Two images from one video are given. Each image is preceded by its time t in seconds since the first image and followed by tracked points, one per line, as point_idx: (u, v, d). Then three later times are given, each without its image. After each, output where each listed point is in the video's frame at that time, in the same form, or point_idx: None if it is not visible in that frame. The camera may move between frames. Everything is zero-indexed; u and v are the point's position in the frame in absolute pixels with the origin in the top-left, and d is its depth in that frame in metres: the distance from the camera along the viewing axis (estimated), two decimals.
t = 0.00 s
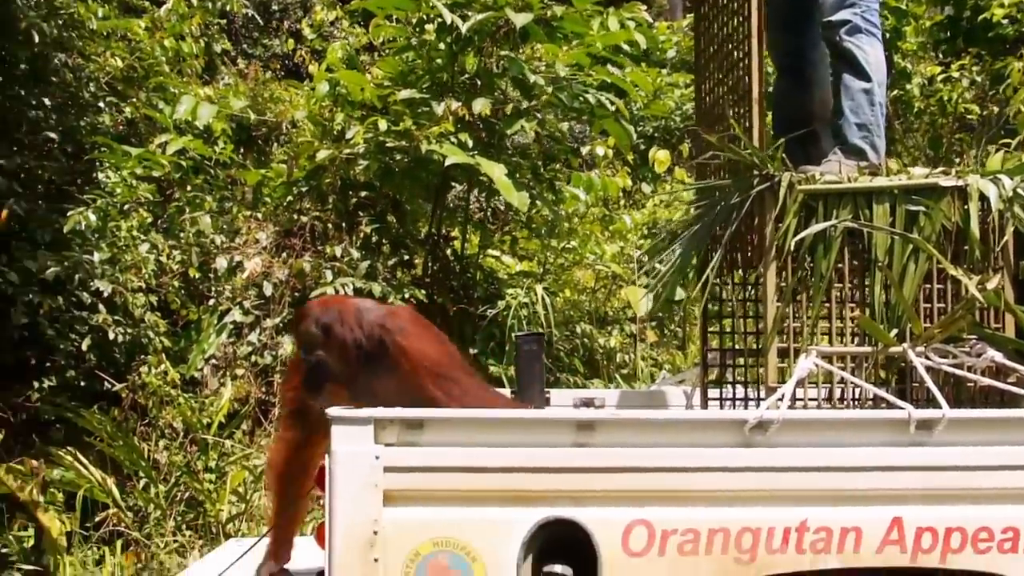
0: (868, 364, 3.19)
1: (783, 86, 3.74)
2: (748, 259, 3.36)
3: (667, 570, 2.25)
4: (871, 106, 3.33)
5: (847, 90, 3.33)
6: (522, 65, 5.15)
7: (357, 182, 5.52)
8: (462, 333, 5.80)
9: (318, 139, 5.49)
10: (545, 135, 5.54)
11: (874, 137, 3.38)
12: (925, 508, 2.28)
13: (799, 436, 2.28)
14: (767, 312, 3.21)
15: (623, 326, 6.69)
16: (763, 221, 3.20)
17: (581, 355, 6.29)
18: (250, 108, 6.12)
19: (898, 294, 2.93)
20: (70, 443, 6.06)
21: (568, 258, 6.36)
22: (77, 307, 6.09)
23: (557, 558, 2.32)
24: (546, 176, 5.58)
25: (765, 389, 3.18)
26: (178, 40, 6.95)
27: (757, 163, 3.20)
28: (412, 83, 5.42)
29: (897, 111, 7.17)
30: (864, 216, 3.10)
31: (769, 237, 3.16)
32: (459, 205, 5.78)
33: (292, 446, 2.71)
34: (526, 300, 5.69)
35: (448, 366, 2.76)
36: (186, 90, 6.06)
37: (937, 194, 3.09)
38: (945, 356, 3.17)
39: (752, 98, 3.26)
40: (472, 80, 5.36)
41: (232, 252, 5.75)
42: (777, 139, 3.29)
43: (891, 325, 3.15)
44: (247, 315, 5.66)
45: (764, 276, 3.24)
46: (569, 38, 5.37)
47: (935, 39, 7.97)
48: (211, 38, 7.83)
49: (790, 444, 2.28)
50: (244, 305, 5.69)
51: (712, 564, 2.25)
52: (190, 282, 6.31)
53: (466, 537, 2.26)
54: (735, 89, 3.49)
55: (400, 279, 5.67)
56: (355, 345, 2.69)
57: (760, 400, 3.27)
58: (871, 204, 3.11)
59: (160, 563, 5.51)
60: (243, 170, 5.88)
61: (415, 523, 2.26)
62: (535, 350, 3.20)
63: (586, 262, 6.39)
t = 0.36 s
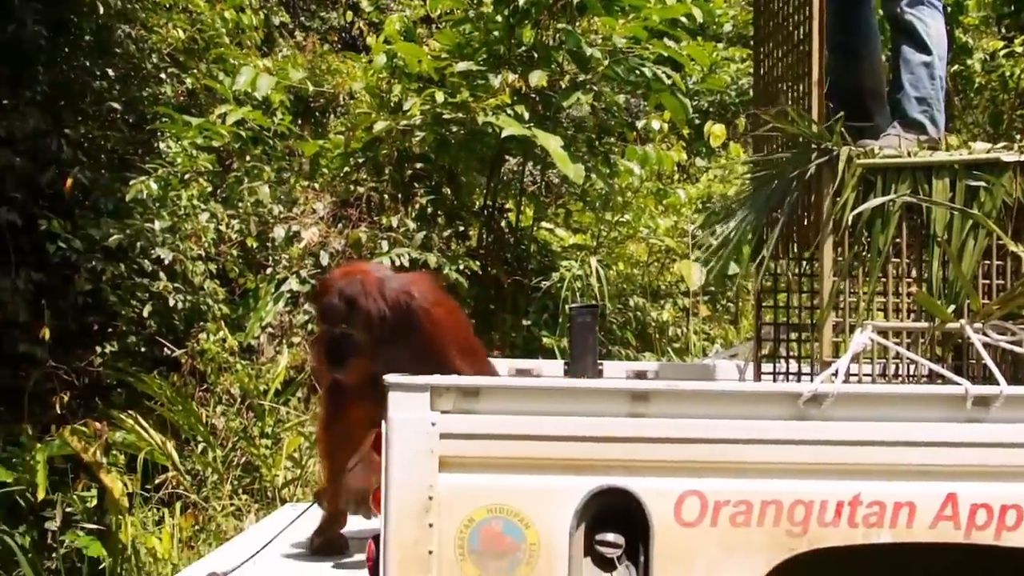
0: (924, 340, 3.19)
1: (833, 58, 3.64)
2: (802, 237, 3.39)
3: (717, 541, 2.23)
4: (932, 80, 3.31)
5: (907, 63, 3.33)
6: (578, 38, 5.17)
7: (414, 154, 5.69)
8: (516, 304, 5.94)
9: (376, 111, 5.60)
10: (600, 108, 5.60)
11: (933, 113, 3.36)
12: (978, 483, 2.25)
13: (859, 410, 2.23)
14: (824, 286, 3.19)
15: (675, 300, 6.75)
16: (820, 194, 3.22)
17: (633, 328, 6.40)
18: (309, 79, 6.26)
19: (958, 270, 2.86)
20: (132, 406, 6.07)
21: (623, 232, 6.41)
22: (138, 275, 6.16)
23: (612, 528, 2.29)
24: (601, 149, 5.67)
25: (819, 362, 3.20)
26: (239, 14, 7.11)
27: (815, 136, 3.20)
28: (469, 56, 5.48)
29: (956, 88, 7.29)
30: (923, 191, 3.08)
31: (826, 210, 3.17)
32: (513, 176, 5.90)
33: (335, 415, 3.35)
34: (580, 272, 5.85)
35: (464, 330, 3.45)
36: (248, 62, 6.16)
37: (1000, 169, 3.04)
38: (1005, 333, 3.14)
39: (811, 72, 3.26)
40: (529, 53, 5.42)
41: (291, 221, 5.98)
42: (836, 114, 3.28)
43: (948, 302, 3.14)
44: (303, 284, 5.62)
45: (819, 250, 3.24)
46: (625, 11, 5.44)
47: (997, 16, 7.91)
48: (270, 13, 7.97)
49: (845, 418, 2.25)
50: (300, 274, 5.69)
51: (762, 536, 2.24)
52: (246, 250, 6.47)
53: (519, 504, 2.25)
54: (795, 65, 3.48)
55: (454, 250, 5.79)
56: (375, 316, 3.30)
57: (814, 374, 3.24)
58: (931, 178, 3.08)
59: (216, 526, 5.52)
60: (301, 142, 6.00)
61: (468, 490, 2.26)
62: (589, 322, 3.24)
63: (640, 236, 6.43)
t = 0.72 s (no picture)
0: (946, 314, 3.34)
1: (876, 37, 3.63)
2: (831, 210, 3.55)
3: (746, 499, 2.52)
4: (962, 63, 3.44)
5: (939, 46, 3.45)
6: (618, 21, 5.35)
7: (459, 130, 5.79)
8: (555, 274, 6.20)
9: (424, 89, 5.79)
10: (636, 89, 5.74)
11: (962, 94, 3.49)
12: (992, 450, 2.52)
13: (881, 376, 2.53)
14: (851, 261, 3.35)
15: (707, 273, 6.91)
16: (850, 171, 3.37)
17: (667, 299, 6.59)
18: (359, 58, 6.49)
19: (982, 245, 2.99)
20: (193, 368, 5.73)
21: (657, 207, 6.69)
22: (198, 243, 5.99)
23: (644, 485, 2.60)
24: (638, 128, 5.86)
25: (845, 332, 3.35)
26: None
27: (847, 116, 3.35)
28: (515, 38, 5.66)
29: (982, 72, 7.42)
30: (950, 168, 3.20)
31: (856, 184, 3.30)
32: (553, 154, 6.01)
33: (351, 374, 3.79)
34: (617, 245, 6.07)
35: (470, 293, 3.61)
36: (302, 42, 6.37)
37: None
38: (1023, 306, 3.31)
39: (844, 54, 3.41)
40: (571, 35, 5.57)
41: (342, 194, 6.19)
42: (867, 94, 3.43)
43: (972, 276, 3.26)
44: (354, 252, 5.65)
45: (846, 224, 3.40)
46: None
47: None
48: None
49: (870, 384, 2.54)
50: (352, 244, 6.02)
51: (790, 495, 2.52)
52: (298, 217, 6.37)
53: (558, 462, 2.55)
54: (827, 49, 3.64)
55: (497, 221, 6.07)
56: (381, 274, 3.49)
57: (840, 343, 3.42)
58: (958, 156, 3.20)
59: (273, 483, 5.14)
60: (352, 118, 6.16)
61: (510, 446, 2.57)
62: (626, 293, 3.37)
63: (674, 211, 6.67)
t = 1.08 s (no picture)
0: (970, 288, 3.47)
1: (902, 23, 3.75)
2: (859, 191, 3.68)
3: (773, 464, 2.70)
4: (986, 47, 3.57)
5: (964, 30, 3.58)
6: (655, 7, 5.50)
7: (501, 112, 6.06)
8: (591, 249, 6.38)
9: (468, 72, 5.93)
10: (671, 73, 5.89)
11: (986, 77, 3.63)
12: (1011, 420, 2.67)
13: (909, 347, 2.67)
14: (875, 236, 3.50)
15: (737, 249, 7.04)
16: (878, 150, 3.49)
17: (698, 275, 6.71)
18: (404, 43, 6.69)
19: (1003, 222, 3.12)
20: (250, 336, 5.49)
21: (689, 186, 6.89)
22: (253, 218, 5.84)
23: (678, 449, 2.78)
24: (673, 110, 5.99)
25: (871, 306, 3.49)
26: None
27: (875, 99, 3.47)
28: (555, 23, 5.80)
29: (1007, 58, 7.54)
30: (974, 149, 3.32)
31: (883, 165, 3.44)
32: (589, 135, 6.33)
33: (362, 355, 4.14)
34: (651, 222, 6.23)
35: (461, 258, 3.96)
36: (350, 26, 6.57)
37: None
38: None
39: (874, 39, 3.53)
40: (609, 20, 5.76)
41: (390, 170, 6.26)
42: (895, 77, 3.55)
43: (993, 252, 3.38)
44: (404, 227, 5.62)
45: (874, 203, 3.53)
46: None
47: None
48: None
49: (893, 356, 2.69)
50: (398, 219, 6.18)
51: (815, 461, 2.69)
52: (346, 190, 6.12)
53: (594, 426, 2.73)
54: (857, 36, 3.76)
55: (537, 199, 6.27)
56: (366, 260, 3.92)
57: (864, 316, 3.57)
58: (982, 138, 3.33)
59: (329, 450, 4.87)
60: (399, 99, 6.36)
61: (548, 411, 2.75)
62: (660, 266, 3.54)
63: (706, 190, 6.94)
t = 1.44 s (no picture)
0: (1007, 267, 3.49)
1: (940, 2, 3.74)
2: (899, 174, 3.68)
3: (808, 438, 2.75)
4: None
5: (1004, 7, 3.56)
6: None
7: (539, 89, 6.26)
8: (627, 225, 6.52)
9: (508, 49, 6.10)
10: (711, 52, 5.91)
11: None
12: None
13: (945, 325, 2.71)
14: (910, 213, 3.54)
15: (772, 228, 7.03)
16: (917, 127, 3.50)
17: (733, 252, 6.79)
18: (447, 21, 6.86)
19: None
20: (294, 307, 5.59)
21: (725, 164, 6.96)
22: (296, 191, 5.73)
23: (712, 422, 2.83)
24: (710, 89, 6.00)
25: (907, 283, 3.50)
26: None
27: (916, 77, 3.47)
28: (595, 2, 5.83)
29: None
30: (1013, 128, 3.34)
31: (922, 141, 3.45)
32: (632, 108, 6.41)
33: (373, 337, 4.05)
34: (687, 199, 6.38)
35: (459, 225, 3.91)
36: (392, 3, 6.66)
37: None
38: None
39: (916, 17, 3.52)
40: None
41: (431, 146, 6.49)
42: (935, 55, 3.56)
43: None
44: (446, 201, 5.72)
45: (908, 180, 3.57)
46: None
47: None
48: None
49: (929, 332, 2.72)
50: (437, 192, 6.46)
51: (850, 435, 2.74)
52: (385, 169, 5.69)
53: (631, 398, 2.79)
54: (892, 18, 3.83)
55: (574, 174, 6.45)
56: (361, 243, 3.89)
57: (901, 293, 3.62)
58: (1022, 117, 3.33)
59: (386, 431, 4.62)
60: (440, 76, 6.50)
61: (586, 382, 2.80)
62: (696, 242, 3.59)
63: (742, 167, 6.95)
